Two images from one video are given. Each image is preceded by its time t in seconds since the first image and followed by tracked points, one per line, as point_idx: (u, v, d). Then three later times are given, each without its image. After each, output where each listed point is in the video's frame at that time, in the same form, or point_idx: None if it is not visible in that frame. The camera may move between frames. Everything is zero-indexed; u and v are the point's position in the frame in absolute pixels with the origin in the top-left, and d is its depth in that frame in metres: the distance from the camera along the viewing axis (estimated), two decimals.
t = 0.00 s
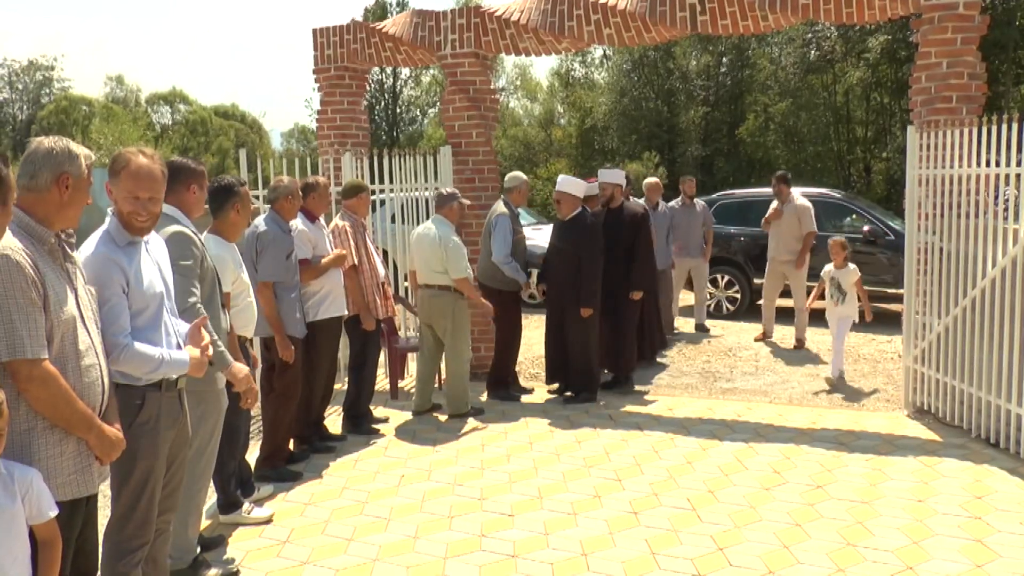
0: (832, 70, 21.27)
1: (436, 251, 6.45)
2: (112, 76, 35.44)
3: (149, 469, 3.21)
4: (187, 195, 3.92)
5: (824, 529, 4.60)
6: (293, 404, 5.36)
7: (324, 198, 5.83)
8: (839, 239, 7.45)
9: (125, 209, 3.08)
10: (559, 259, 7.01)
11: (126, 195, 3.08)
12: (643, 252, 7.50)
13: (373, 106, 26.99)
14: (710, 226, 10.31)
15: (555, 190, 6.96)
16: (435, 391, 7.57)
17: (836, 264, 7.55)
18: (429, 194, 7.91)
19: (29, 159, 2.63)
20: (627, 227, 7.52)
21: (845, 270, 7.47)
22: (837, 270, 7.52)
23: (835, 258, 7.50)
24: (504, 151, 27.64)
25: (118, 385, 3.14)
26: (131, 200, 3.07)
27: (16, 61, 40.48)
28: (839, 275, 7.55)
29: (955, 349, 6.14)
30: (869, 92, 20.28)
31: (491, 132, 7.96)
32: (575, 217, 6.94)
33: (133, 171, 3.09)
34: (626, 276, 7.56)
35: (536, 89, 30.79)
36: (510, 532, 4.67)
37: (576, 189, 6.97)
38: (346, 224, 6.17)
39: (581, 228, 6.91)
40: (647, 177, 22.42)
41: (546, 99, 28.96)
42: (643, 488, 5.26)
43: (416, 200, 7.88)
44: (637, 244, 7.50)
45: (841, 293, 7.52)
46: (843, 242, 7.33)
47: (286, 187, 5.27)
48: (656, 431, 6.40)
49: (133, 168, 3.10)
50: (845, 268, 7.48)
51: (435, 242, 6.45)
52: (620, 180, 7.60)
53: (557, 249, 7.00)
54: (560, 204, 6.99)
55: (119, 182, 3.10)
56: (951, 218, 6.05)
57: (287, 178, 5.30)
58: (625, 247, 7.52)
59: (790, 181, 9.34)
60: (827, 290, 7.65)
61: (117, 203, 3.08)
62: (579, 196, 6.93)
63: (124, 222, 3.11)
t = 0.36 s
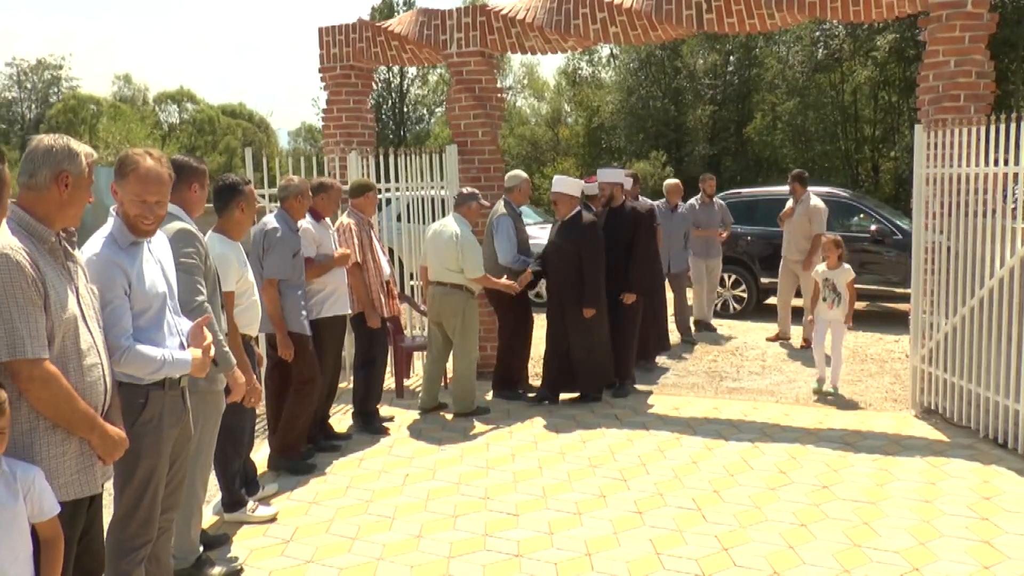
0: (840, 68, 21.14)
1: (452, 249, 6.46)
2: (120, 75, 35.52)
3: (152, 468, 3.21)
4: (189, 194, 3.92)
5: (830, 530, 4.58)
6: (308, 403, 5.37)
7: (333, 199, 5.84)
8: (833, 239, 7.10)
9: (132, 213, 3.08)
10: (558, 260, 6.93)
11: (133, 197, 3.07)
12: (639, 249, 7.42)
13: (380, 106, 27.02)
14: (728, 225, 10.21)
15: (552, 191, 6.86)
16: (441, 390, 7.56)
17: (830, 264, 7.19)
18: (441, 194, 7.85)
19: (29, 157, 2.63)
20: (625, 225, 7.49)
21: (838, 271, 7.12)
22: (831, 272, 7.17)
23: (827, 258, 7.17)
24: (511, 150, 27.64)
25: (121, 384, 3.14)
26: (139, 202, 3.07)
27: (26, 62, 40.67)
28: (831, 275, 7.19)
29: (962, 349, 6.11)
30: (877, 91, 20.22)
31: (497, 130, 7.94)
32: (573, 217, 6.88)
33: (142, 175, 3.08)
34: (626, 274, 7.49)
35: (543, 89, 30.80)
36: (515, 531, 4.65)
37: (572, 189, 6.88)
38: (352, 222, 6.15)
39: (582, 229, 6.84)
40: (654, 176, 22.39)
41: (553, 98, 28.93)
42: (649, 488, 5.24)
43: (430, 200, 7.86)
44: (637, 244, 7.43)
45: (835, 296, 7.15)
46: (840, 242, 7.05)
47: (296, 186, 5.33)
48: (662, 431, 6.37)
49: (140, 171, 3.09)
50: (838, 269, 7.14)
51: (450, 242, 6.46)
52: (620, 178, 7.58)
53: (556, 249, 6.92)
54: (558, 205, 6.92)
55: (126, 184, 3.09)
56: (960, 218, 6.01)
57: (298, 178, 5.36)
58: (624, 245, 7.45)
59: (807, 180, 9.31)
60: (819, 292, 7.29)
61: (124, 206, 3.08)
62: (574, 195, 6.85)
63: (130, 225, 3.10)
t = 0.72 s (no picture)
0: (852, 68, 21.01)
1: (465, 249, 6.46)
2: (131, 74, 35.64)
3: (158, 466, 3.22)
4: (187, 193, 3.93)
5: (837, 531, 4.56)
6: (320, 400, 5.41)
7: (345, 200, 5.87)
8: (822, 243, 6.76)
9: (139, 211, 3.09)
10: (549, 257, 6.89)
11: (140, 196, 3.08)
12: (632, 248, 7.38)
13: (391, 105, 27.07)
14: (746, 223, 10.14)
15: (541, 190, 6.83)
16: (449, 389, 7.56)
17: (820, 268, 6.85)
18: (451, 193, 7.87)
19: (29, 153, 2.62)
20: (620, 219, 7.41)
21: (829, 277, 6.77)
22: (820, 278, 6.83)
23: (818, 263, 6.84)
24: (521, 150, 27.64)
25: (127, 382, 3.15)
26: (145, 200, 3.08)
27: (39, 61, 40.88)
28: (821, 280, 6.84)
29: (972, 351, 6.08)
30: (888, 91, 20.10)
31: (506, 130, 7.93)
32: (562, 216, 6.86)
33: (149, 174, 3.08)
34: (623, 275, 7.44)
35: (554, 88, 30.79)
36: (521, 531, 4.65)
37: (560, 186, 6.86)
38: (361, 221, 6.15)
39: (573, 227, 6.81)
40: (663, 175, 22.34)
41: (563, 97, 28.89)
42: (655, 488, 5.23)
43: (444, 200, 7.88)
44: (634, 242, 7.37)
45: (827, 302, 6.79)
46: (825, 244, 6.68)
47: (308, 184, 5.33)
48: (669, 431, 6.36)
49: (148, 170, 3.09)
50: (829, 274, 6.79)
51: (466, 241, 6.46)
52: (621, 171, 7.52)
53: (547, 246, 6.89)
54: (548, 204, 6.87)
55: (133, 183, 3.10)
56: (970, 218, 5.97)
57: (309, 176, 5.36)
58: (629, 246, 7.37)
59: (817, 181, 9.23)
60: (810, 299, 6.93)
61: (131, 205, 3.09)
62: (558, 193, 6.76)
63: (137, 224, 3.12)
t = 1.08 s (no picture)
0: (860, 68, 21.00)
1: (477, 249, 6.45)
2: (140, 73, 35.77)
3: (163, 465, 3.23)
4: (193, 192, 3.93)
5: (843, 532, 4.55)
6: (322, 400, 5.41)
7: (353, 199, 5.90)
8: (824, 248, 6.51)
9: (141, 209, 3.10)
10: (544, 257, 6.81)
11: (143, 195, 3.09)
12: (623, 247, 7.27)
13: (398, 104, 27.10)
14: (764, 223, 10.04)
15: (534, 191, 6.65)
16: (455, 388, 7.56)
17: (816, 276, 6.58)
18: (457, 192, 7.88)
19: (33, 152, 2.64)
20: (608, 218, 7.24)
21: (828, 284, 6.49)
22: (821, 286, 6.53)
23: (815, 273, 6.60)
24: (528, 149, 27.63)
25: (133, 381, 3.16)
26: (148, 198, 3.09)
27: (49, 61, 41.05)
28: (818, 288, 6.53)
29: (980, 351, 6.05)
30: (896, 90, 19.95)
31: (513, 129, 7.93)
32: (556, 216, 6.78)
33: (151, 172, 3.09)
34: (616, 275, 7.33)
35: (562, 87, 30.76)
36: (526, 530, 4.65)
37: (554, 187, 6.68)
38: (371, 221, 6.17)
39: (568, 227, 6.69)
40: (671, 175, 22.33)
41: (571, 97, 28.86)
42: (661, 488, 5.22)
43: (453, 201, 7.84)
44: (625, 244, 7.27)
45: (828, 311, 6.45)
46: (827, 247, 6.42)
47: (318, 182, 5.36)
48: (676, 431, 6.35)
49: (151, 168, 3.10)
50: (827, 282, 6.51)
51: (476, 241, 6.45)
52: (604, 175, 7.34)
53: (541, 246, 6.81)
54: (542, 204, 6.75)
55: (136, 181, 3.10)
56: (979, 219, 5.95)
57: (319, 174, 5.40)
58: (615, 249, 7.22)
59: (819, 181, 9.17)
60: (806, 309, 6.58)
61: (135, 203, 3.10)
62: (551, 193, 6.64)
63: (141, 222, 3.12)
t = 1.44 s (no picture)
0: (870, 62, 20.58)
1: (486, 246, 6.44)
2: (149, 71, 35.91)
3: (172, 461, 3.24)
4: (215, 189, 3.96)
5: (852, 529, 4.53)
6: (330, 397, 5.41)
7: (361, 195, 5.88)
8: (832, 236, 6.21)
9: (148, 204, 3.12)
10: (544, 255, 6.64)
11: (149, 190, 3.11)
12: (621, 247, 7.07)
13: (407, 101, 27.12)
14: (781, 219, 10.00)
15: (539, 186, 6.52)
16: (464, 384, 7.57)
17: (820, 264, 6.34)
18: (466, 189, 7.81)
19: (42, 150, 2.65)
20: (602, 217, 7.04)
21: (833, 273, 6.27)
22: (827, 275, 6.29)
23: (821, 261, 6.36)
24: (537, 146, 27.63)
25: (142, 377, 3.18)
26: (154, 194, 3.11)
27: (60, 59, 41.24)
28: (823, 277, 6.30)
29: (991, 348, 6.02)
30: (906, 85, 19.72)
31: (522, 126, 7.92)
32: (560, 214, 6.58)
33: (157, 167, 3.11)
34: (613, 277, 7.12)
35: (570, 84, 30.71)
36: (534, 527, 4.65)
37: (560, 184, 6.53)
38: (383, 218, 6.15)
39: (570, 225, 6.51)
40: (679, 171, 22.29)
41: (580, 93, 28.81)
42: (670, 485, 5.22)
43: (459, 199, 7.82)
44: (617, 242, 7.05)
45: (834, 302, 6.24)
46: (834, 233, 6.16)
47: (329, 178, 5.36)
48: (684, 427, 6.35)
49: (156, 164, 3.11)
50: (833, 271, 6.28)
51: (485, 238, 6.43)
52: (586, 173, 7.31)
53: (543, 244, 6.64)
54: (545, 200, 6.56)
55: (142, 177, 3.12)
56: (989, 215, 5.91)
57: (330, 170, 5.39)
58: (610, 248, 7.01)
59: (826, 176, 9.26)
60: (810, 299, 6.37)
61: (141, 199, 3.12)
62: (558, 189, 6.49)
63: (146, 217, 3.14)
